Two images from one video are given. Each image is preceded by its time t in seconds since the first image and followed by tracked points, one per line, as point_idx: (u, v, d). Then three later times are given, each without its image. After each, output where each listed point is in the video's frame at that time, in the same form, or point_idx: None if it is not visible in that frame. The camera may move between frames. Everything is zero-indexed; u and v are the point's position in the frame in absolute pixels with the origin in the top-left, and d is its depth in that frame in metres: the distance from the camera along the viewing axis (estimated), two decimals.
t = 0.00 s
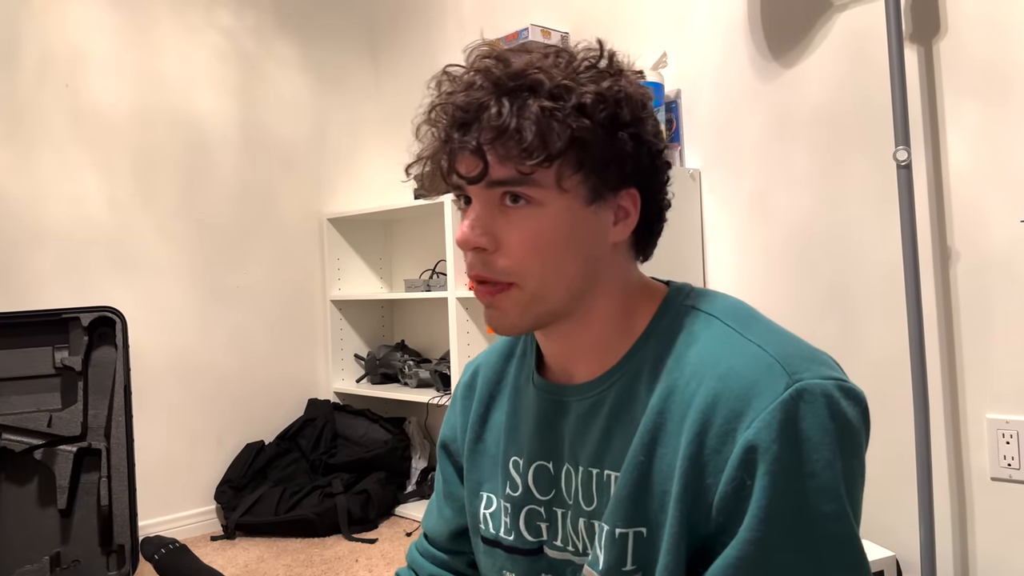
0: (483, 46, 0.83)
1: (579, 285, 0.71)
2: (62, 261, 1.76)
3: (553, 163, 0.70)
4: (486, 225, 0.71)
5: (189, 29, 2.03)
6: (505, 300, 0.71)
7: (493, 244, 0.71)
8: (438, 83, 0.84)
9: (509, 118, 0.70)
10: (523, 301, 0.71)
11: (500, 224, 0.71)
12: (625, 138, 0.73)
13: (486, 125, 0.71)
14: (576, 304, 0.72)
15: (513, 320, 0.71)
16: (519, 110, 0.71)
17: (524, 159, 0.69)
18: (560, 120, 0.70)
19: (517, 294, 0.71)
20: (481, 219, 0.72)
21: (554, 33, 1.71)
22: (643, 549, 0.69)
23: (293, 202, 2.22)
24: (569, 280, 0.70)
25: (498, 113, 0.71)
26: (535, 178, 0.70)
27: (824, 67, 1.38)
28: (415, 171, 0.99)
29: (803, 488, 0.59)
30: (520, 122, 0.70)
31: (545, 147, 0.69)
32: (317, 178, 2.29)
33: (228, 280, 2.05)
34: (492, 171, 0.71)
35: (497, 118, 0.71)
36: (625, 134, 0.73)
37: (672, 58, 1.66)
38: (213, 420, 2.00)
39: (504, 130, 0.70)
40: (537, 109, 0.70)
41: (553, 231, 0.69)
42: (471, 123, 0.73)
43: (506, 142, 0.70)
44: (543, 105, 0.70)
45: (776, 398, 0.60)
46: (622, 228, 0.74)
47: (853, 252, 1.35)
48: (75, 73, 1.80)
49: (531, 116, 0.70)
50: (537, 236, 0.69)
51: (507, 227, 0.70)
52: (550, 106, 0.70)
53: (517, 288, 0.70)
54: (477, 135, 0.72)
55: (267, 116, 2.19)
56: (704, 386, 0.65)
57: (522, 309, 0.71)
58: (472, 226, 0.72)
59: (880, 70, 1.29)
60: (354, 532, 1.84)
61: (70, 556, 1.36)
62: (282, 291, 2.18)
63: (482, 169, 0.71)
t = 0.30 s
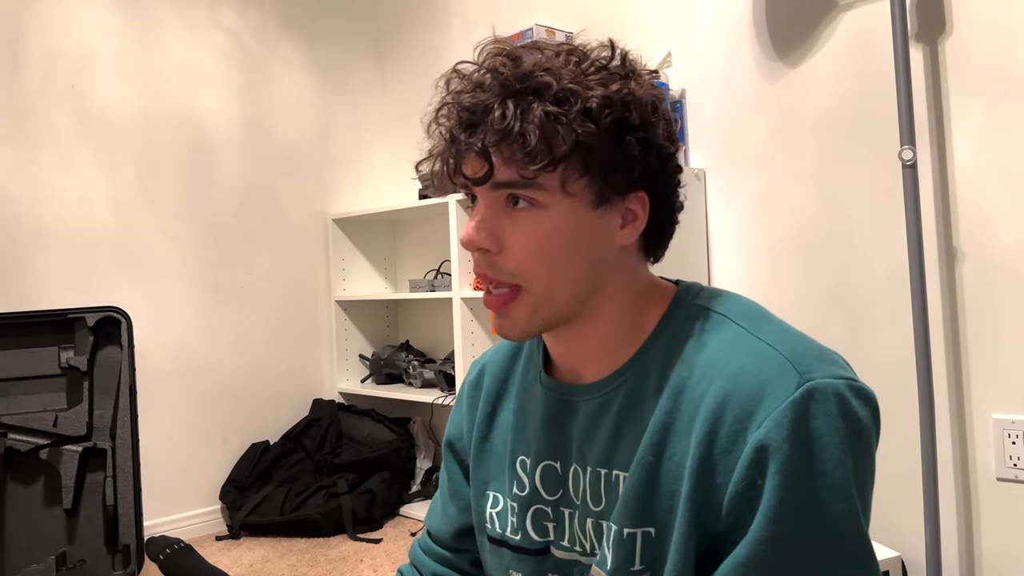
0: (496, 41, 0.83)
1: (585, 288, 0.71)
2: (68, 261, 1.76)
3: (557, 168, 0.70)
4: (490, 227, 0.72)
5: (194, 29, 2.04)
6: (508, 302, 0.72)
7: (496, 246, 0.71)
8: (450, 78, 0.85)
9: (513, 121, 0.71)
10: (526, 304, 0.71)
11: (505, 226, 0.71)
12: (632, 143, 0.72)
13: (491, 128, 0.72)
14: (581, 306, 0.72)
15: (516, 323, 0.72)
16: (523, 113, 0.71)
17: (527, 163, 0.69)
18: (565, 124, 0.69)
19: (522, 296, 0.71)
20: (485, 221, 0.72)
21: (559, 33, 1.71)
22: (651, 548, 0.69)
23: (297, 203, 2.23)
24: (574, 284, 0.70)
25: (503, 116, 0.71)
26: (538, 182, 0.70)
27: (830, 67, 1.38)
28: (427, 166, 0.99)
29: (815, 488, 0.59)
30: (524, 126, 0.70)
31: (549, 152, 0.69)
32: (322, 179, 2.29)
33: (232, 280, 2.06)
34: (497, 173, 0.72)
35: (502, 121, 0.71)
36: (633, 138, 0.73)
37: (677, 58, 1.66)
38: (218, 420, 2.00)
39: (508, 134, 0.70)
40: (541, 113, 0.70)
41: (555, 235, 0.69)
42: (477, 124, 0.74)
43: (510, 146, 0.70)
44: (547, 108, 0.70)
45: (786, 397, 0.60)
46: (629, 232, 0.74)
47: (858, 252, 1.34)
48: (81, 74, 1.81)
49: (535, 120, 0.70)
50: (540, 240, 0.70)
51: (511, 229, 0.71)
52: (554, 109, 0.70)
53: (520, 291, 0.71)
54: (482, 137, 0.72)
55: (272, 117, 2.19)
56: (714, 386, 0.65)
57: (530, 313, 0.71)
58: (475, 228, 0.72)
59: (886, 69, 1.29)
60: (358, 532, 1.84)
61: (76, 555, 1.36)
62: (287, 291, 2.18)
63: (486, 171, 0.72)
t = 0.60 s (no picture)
0: (506, 35, 0.83)
1: (597, 282, 0.71)
2: (72, 259, 1.76)
3: (577, 160, 0.70)
4: (505, 219, 0.71)
5: (199, 29, 2.04)
6: (522, 295, 0.72)
7: (512, 239, 0.71)
8: (461, 72, 0.85)
9: (534, 112, 0.71)
10: (539, 298, 0.71)
11: (520, 219, 0.71)
12: (649, 135, 0.73)
13: (511, 119, 0.71)
14: (592, 301, 0.72)
15: (528, 316, 0.72)
16: (544, 104, 0.71)
17: (548, 155, 0.69)
18: (586, 116, 0.70)
19: (534, 289, 0.71)
20: (500, 214, 0.72)
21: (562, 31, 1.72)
22: (652, 546, 0.69)
23: (301, 202, 2.23)
24: (588, 277, 0.70)
25: (523, 107, 0.71)
26: (557, 174, 0.70)
27: (833, 66, 1.38)
28: (432, 162, 0.99)
29: (815, 488, 0.59)
30: (544, 117, 0.70)
31: (569, 143, 0.69)
32: (325, 178, 2.29)
33: (236, 278, 2.06)
34: (514, 165, 0.71)
35: (522, 112, 0.71)
36: (650, 132, 0.74)
37: (680, 57, 1.66)
38: (222, 418, 2.01)
39: (529, 125, 0.70)
40: (562, 105, 0.70)
41: (571, 228, 0.69)
42: (494, 116, 0.74)
43: (531, 137, 0.70)
44: (568, 100, 0.71)
45: (787, 396, 0.60)
46: (641, 227, 0.74)
47: (861, 250, 1.35)
48: (85, 73, 1.81)
49: (556, 111, 0.70)
50: (556, 232, 0.69)
51: (526, 222, 0.71)
52: (575, 101, 0.70)
53: (534, 284, 0.71)
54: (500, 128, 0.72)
55: (276, 115, 2.19)
56: (714, 384, 0.65)
57: (539, 305, 0.71)
58: (490, 221, 0.72)
59: (889, 68, 1.29)
60: (362, 530, 1.85)
61: (80, 553, 1.36)
62: (291, 289, 2.18)
63: (502, 163, 0.71)
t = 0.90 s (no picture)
0: (505, 36, 0.81)
1: (595, 289, 0.71)
2: (74, 259, 1.76)
3: (574, 173, 0.69)
4: (501, 230, 0.71)
5: (201, 29, 2.04)
6: (518, 306, 0.72)
7: (509, 249, 0.71)
8: (460, 73, 0.84)
9: (531, 125, 0.70)
10: (536, 306, 0.71)
11: (517, 229, 0.71)
12: (648, 146, 0.73)
13: (507, 132, 0.71)
14: (589, 309, 0.72)
15: (525, 325, 0.72)
16: (541, 117, 0.70)
17: (544, 169, 0.69)
18: (583, 129, 0.69)
19: (531, 298, 0.71)
20: (496, 224, 0.72)
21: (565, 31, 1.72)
22: (655, 548, 0.69)
23: (303, 202, 2.23)
24: (585, 287, 0.70)
25: (519, 119, 0.71)
26: (553, 187, 0.70)
27: (837, 66, 1.38)
28: (432, 163, 0.99)
29: (819, 489, 0.59)
30: (541, 131, 0.69)
31: (566, 158, 0.69)
32: (327, 178, 2.29)
33: (238, 279, 2.06)
34: (510, 177, 0.71)
35: (518, 124, 0.70)
36: (650, 142, 0.73)
37: (683, 57, 1.66)
38: (225, 418, 2.01)
39: (525, 138, 0.70)
40: (559, 118, 0.69)
41: (568, 240, 0.69)
42: (491, 126, 0.73)
43: (527, 150, 0.70)
44: (565, 113, 0.70)
45: (791, 397, 0.60)
46: (640, 235, 0.74)
47: (864, 251, 1.34)
48: (87, 72, 1.81)
49: (553, 124, 0.69)
50: (553, 245, 0.69)
51: (522, 232, 0.70)
52: (573, 115, 0.69)
53: (530, 294, 0.71)
54: (497, 139, 0.71)
55: (278, 115, 2.19)
56: (718, 386, 0.65)
57: (536, 314, 0.71)
58: (487, 231, 0.72)
59: (893, 68, 1.29)
60: (364, 531, 1.84)
61: (82, 553, 1.36)
62: (293, 289, 2.18)
63: (499, 174, 0.71)
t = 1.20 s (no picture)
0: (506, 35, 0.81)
1: (596, 289, 0.70)
2: (68, 256, 1.75)
3: (579, 168, 0.69)
4: (504, 227, 0.70)
5: (196, 25, 2.03)
6: (521, 304, 0.71)
7: (511, 246, 0.70)
8: (458, 71, 0.83)
9: (536, 119, 0.69)
10: (538, 306, 0.70)
11: (519, 227, 0.70)
12: (652, 141, 0.72)
13: (510, 126, 0.70)
14: (590, 308, 0.71)
15: (526, 324, 0.71)
16: (546, 110, 0.70)
17: (550, 163, 0.68)
18: (588, 123, 0.69)
19: (533, 297, 0.70)
20: (498, 221, 0.71)
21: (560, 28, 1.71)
22: (657, 549, 0.69)
23: (298, 199, 2.22)
24: (586, 285, 0.70)
25: (523, 113, 0.70)
26: (557, 182, 0.69)
27: (835, 63, 1.37)
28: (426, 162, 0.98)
29: (825, 488, 0.59)
30: (545, 124, 0.69)
31: (571, 151, 0.68)
32: (323, 175, 2.28)
33: (233, 276, 2.05)
34: (513, 172, 0.70)
35: (523, 118, 0.70)
36: (653, 137, 0.73)
37: (679, 54, 1.65)
38: (220, 416, 2.00)
39: (530, 132, 0.69)
40: (564, 112, 0.69)
41: (571, 235, 0.69)
42: (493, 121, 0.73)
43: (531, 145, 0.69)
44: (570, 106, 0.70)
45: (796, 396, 0.59)
46: (641, 232, 0.74)
47: (861, 250, 1.34)
48: (81, 69, 1.80)
49: (558, 118, 0.69)
50: (557, 240, 0.69)
51: (525, 230, 0.70)
52: (578, 108, 0.69)
53: (532, 291, 0.70)
54: (500, 133, 0.71)
55: (273, 112, 2.18)
56: (722, 385, 0.64)
57: (536, 312, 0.71)
58: (489, 228, 0.71)
59: (890, 66, 1.29)
60: (360, 528, 1.84)
61: (77, 551, 1.36)
62: (288, 286, 2.18)
63: (502, 169, 0.70)
